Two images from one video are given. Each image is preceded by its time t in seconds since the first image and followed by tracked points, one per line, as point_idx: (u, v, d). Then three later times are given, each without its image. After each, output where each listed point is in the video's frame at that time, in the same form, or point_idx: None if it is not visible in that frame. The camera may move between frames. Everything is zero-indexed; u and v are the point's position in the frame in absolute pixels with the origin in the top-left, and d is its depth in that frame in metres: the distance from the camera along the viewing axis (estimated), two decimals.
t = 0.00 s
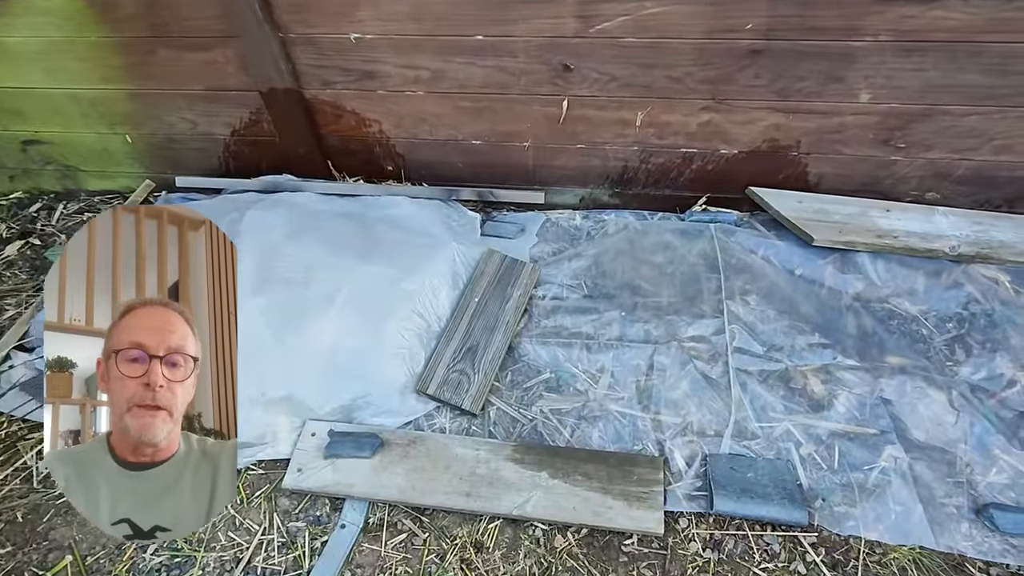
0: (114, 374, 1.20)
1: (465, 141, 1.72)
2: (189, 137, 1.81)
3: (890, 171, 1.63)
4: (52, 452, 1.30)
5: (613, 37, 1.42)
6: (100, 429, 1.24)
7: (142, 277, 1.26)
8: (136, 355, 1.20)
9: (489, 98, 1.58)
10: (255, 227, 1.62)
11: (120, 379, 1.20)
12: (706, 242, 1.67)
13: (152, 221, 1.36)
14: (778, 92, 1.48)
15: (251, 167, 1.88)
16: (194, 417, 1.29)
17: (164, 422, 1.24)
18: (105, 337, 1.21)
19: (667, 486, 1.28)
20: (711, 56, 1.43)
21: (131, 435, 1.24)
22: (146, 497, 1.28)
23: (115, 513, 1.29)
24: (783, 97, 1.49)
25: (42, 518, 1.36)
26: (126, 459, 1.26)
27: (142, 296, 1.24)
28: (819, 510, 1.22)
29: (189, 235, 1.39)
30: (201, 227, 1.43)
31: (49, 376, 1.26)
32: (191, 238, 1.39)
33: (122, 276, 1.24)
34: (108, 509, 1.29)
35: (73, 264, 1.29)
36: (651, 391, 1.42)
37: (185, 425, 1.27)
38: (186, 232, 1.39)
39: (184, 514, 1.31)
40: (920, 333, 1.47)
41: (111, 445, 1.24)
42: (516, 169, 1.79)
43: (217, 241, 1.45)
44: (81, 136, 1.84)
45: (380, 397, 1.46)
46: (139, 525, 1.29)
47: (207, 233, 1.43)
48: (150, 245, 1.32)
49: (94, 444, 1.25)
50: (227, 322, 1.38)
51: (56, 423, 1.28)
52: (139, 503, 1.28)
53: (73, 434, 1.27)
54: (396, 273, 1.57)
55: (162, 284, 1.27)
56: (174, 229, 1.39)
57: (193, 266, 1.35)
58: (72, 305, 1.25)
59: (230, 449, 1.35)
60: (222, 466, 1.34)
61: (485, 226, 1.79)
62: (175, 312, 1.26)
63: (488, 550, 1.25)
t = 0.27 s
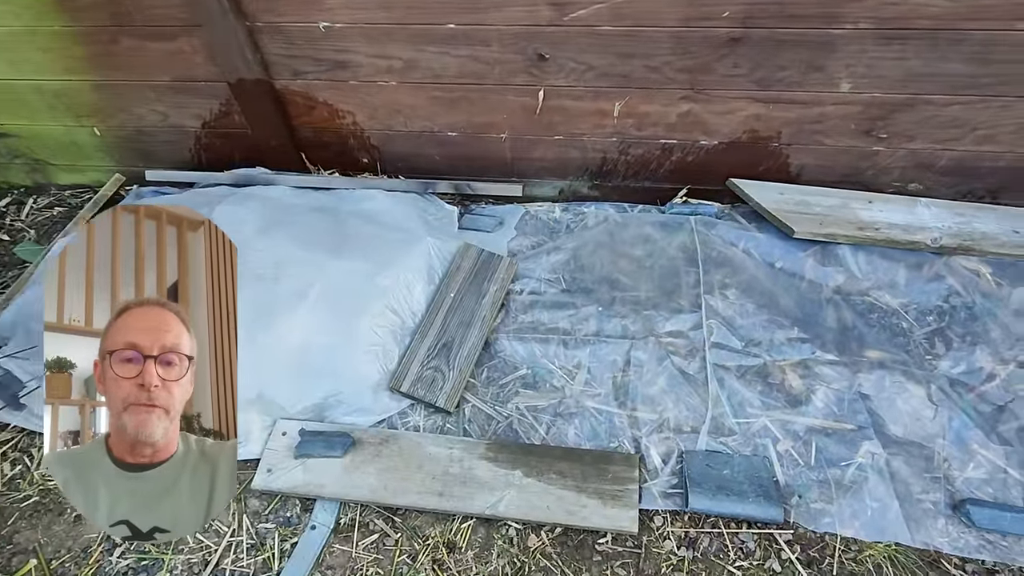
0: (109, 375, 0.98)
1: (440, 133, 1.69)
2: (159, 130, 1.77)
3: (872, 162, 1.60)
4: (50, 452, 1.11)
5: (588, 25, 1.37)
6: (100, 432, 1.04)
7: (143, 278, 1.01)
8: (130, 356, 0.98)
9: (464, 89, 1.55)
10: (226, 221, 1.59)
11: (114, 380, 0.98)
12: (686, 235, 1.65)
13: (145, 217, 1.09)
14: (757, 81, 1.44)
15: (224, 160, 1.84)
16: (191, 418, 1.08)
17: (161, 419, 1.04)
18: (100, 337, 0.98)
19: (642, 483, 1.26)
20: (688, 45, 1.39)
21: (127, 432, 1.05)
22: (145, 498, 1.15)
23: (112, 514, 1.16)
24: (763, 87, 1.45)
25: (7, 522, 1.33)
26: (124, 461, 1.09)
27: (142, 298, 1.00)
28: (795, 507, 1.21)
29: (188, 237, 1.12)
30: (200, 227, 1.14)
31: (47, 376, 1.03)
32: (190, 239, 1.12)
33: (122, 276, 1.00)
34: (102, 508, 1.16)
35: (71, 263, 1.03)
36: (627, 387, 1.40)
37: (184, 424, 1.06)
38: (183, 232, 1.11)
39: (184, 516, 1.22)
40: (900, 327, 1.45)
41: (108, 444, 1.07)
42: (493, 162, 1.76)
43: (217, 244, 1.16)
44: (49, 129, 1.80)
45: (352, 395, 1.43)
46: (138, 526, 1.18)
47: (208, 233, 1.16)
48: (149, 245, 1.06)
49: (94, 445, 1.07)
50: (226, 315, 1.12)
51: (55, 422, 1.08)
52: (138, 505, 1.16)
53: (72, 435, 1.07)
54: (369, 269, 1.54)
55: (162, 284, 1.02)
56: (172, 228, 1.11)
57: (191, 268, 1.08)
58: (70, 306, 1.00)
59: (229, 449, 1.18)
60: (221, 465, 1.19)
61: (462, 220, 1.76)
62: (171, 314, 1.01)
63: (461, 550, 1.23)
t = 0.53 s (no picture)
0: (104, 372, 1.07)
1: (409, 125, 1.65)
2: (119, 123, 1.72)
3: (845, 152, 1.58)
4: (51, 454, 1.21)
5: (555, 13, 1.34)
6: (99, 431, 1.12)
7: (142, 277, 1.13)
8: (125, 351, 1.07)
9: (430, 79, 1.51)
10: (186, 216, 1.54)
11: (110, 375, 1.07)
12: (659, 228, 1.63)
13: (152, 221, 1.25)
14: (728, 71, 1.41)
15: (188, 153, 1.80)
16: (190, 418, 1.11)
17: (157, 413, 1.09)
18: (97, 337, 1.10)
19: (612, 480, 1.24)
20: (658, 33, 1.36)
21: (126, 429, 1.11)
22: (144, 498, 1.19)
23: (114, 514, 1.21)
24: (734, 76, 1.42)
25: None
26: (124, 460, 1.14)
27: (140, 296, 1.11)
28: (764, 503, 1.19)
29: (187, 236, 1.24)
30: (200, 228, 1.27)
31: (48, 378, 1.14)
32: (188, 239, 1.24)
33: (122, 276, 1.15)
34: (106, 509, 1.21)
35: (72, 263, 1.23)
36: (598, 383, 1.38)
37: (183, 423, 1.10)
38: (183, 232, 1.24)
39: (184, 514, 1.23)
40: (873, 319, 1.43)
41: (108, 444, 1.13)
42: (464, 154, 1.73)
43: (218, 242, 1.27)
44: (6, 122, 1.75)
45: (317, 394, 1.40)
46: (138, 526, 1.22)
47: (206, 233, 1.27)
48: (148, 245, 1.20)
49: (94, 446, 1.15)
50: (228, 320, 1.18)
51: (56, 423, 1.18)
52: (137, 505, 1.20)
53: (72, 436, 1.16)
54: (335, 264, 1.50)
55: (159, 286, 1.12)
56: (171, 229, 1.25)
57: (191, 267, 1.18)
58: (70, 307, 1.16)
59: (229, 449, 1.19)
60: (222, 466, 1.20)
61: (433, 213, 1.73)
62: (163, 310, 1.10)
63: (427, 551, 1.21)
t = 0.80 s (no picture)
0: (101, 376, 1.03)
1: (377, 121, 1.63)
2: (82, 120, 1.68)
3: (816, 146, 1.57)
4: (50, 455, 1.15)
5: (520, 6, 1.32)
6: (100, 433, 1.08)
7: (138, 274, 1.07)
8: (121, 355, 1.02)
9: (397, 74, 1.49)
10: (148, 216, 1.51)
11: (106, 379, 1.03)
12: (632, 224, 1.62)
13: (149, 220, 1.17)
14: (696, 64, 1.40)
15: (154, 151, 1.77)
16: (190, 418, 1.09)
17: (157, 419, 1.06)
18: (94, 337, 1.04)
19: (580, 478, 1.24)
20: (625, 27, 1.34)
21: (125, 433, 1.07)
22: (143, 498, 1.15)
23: (112, 515, 1.17)
24: (702, 70, 1.41)
25: None
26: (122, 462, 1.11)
27: (139, 295, 1.05)
28: (733, 499, 1.19)
29: (184, 235, 1.17)
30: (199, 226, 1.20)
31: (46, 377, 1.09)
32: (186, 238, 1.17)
33: (120, 275, 1.08)
34: (103, 509, 1.18)
35: (69, 261, 1.13)
36: (568, 381, 1.37)
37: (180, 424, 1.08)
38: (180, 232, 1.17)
39: (182, 517, 1.19)
40: (843, 313, 1.43)
41: (107, 445, 1.09)
42: (434, 150, 1.71)
43: (218, 242, 1.20)
44: None
45: (284, 396, 1.38)
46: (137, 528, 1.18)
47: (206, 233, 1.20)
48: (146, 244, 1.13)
49: (92, 447, 1.11)
50: (228, 321, 1.14)
51: (55, 423, 1.12)
52: (136, 505, 1.16)
53: (72, 436, 1.11)
54: (303, 263, 1.48)
55: (158, 284, 1.07)
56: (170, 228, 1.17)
57: (189, 265, 1.12)
58: (69, 307, 1.09)
59: (227, 448, 1.16)
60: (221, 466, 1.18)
61: (404, 210, 1.71)
62: (159, 310, 1.05)
63: (395, 553, 1.19)
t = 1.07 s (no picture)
0: (100, 376, 0.98)
1: (352, 119, 1.62)
2: (53, 120, 1.66)
3: (790, 142, 1.57)
4: (50, 455, 1.09)
5: (491, 3, 1.31)
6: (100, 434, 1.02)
7: (141, 275, 1.05)
8: (119, 356, 0.98)
9: (370, 72, 1.48)
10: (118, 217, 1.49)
11: (104, 379, 0.98)
12: (608, 220, 1.62)
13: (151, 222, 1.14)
14: (669, 61, 1.39)
15: (127, 150, 1.75)
16: (190, 418, 1.06)
17: (157, 419, 1.02)
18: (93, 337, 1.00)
19: (555, 476, 1.24)
20: (597, 23, 1.33)
21: (124, 432, 1.03)
22: (144, 500, 1.13)
23: (111, 515, 1.13)
24: (675, 66, 1.40)
25: None
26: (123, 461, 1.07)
27: (137, 295, 1.02)
28: (706, 494, 1.19)
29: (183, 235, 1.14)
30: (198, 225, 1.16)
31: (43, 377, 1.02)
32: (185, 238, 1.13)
33: (120, 277, 1.05)
34: (103, 510, 1.13)
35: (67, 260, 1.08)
36: (545, 378, 1.37)
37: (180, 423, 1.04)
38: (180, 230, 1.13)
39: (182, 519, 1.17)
40: (817, 308, 1.44)
41: (106, 446, 1.05)
42: (410, 148, 1.70)
43: (218, 242, 1.16)
44: None
45: (258, 397, 1.36)
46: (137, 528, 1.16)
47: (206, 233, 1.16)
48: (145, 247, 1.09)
49: (91, 448, 1.06)
50: (226, 328, 1.11)
51: (53, 424, 1.05)
52: (137, 508, 1.14)
53: (71, 437, 1.05)
54: (277, 263, 1.47)
55: (159, 285, 1.04)
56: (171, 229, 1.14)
57: (189, 266, 1.10)
58: (69, 306, 1.03)
59: (227, 448, 1.14)
60: (222, 467, 1.16)
61: (382, 209, 1.71)
62: (158, 311, 1.02)
63: (369, 553, 1.19)
